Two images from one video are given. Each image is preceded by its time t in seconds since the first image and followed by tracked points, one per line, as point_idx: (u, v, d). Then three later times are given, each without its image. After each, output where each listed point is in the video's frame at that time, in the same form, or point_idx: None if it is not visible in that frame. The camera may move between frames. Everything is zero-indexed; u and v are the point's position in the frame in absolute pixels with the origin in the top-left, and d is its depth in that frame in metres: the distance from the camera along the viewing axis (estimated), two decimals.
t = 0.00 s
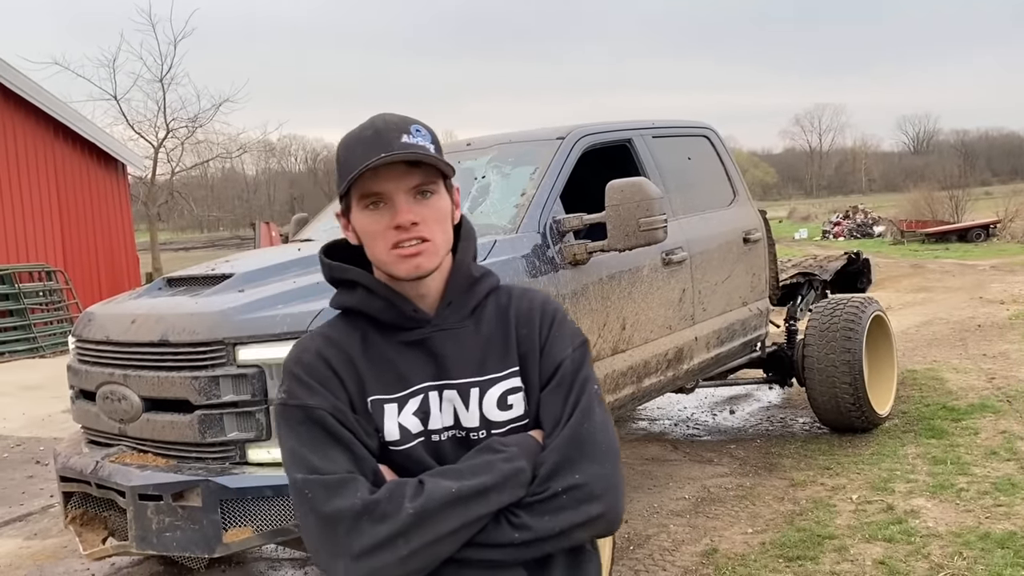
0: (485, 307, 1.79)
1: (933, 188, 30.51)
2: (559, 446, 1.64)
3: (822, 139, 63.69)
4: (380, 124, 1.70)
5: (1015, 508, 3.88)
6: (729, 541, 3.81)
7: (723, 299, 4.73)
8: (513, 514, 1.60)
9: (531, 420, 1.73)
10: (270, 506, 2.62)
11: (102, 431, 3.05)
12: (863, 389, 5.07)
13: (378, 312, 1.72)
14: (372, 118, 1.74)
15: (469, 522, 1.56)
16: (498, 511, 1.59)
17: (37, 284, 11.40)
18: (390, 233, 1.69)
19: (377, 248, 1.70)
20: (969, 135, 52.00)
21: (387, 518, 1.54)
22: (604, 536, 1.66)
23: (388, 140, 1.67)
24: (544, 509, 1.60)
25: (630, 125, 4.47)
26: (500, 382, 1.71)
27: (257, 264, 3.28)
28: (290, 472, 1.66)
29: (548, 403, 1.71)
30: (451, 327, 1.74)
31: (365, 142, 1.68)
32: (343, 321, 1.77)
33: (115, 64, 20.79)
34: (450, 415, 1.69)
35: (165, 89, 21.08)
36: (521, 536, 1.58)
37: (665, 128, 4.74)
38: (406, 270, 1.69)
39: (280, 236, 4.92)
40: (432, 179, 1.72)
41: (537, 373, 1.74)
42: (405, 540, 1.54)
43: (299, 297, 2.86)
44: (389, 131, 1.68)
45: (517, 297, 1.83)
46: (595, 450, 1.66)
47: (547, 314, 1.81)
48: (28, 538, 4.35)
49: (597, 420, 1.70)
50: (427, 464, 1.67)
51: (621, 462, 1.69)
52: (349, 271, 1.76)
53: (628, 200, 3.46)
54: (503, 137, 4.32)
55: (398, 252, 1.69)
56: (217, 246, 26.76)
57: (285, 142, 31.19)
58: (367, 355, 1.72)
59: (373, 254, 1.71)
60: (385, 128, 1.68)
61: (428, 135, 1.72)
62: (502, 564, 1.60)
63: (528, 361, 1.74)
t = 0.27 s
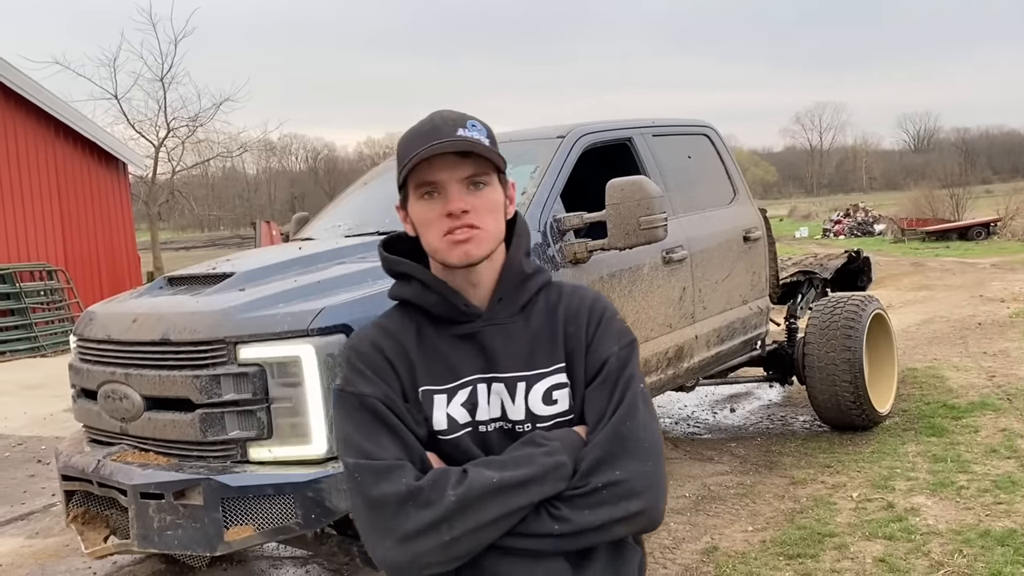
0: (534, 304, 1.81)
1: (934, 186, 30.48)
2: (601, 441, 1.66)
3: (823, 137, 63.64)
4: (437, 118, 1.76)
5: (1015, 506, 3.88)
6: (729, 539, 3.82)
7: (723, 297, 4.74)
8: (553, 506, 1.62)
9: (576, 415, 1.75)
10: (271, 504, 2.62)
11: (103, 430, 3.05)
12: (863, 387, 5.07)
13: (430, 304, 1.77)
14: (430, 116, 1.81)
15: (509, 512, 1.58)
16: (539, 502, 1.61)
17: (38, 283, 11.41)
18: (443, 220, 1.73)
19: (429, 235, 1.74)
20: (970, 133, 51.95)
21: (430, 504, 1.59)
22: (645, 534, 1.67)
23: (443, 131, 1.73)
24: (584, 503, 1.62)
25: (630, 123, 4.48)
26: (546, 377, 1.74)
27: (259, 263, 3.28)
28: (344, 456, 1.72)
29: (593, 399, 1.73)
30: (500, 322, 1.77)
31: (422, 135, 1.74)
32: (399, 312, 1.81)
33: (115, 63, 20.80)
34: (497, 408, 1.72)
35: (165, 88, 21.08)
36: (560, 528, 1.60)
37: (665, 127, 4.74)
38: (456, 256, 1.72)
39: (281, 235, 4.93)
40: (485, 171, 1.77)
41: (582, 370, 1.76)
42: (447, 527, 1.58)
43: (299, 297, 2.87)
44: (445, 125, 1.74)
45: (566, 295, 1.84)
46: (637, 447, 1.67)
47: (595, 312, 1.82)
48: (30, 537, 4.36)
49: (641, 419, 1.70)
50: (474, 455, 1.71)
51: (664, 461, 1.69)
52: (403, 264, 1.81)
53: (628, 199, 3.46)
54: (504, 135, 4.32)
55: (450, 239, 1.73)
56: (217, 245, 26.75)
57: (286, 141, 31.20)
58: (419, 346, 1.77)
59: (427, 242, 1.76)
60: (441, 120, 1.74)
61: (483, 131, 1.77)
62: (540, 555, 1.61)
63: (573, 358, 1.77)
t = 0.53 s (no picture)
0: (572, 301, 1.81)
1: (932, 185, 30.49)
2: (637, 439, 1.65)
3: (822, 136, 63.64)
4: (478, 116, 1.76)
5: (1014, 504, 3.88)
6: (728, 538, 3.82)
7: (722, 296, 4.74)
8: (589, 501, 1.61)
9: (611, 412, 1.74)
10: (270, 503, 2.62)
11: (102, 429, 3.05)
12: (862, 386, 5.07)
13: (470, 298, 1.76)
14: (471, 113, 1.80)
15: (546, 505, 1.58)
16: (575, 496, 1.61)
17: (37, 283, 11.41)
18: (484, 218, 1.74)
19: (470, 233, 1.75)
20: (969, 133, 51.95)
21: (472, 495, 1.58)
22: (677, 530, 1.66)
23: (484, 130, 1.73)
24: (620, 498, 1.61)
25: (628, 122, 4.50)
26: (582, 373, 1.73)
27: (258, 262, 3.28)
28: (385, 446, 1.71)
29: (629, 397, 1.72)
30: (539, 318, 1.77)
31: (464, 132, 1.73)
32: (438, 305, 1.81)
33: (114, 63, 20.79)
34: (534, 402, 1.72)
35: (164, 87, 21.08)
36: (595, 522, 1.59)
37: (664, 126, 4.75)
38: (497, 256, 1.73)
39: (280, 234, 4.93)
40: (525, 169, 1.77)
41: (618, 368, 1.75)
42: (487, 517, 1.57)
43: (296, 296, 2.86)
44: (486, 123, 1.73)
45: (603, 294, 1.84)
46: (672, 446, 1.66)
47: (632, 311, 1.81)
48: (29, 536, 4.36)
49: (676, 418, 1.70)
50: (512, 448, 1.70)
51: (697, 460, 1.69)
52: (444, 258, 1.81)
53: (628, 197, 3.46)
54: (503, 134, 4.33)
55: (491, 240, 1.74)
56: (216, 244, 26.74)
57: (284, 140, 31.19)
58: (458, 338, 1.77)
59: (467, 240, 1.76)
60: (482, 119, 1.73)
61: (523, 129, 1.77)
62: (574, 547, 1.61)
63: (609, 356, 1.76)
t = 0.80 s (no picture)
0: (589, 299, 1.79)
1: (931, 185, 30.50)
2: (658, 437, 1.65)
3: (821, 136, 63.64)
4: (495, 115, 1.72)
5: (1012, 504, 3.89)
6: (727, 537, 3.82)
7: (721, 295, 4.74)
8: (612, 498, 1.61)
9: (630, 409, 1.73)
10: (268, 502, 2.62)
11: (101, 428, 3.05)
12: (861, 385, 5.07)
13: (489, 296, 1.74)
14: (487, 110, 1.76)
15: (573, 504, 1.57)
16: (599, 494, 1.60)
17: (36, 282, 11.41)
18: (500, 219, 1.71)
19: (487, 233, 1.72)
20: (968, 132, 51.96)
21: (500, 495, 1.56)
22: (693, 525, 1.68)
23: (501, 129, 1.69)
24: (642, 495, 1.61)
25: (627, 122, 4.50)
26: (601, 371, 1.72)
27: (257, 261, 3.28)
28: (408, 445, 1.69)
29: (647, 395, 1.71)
30: (558, 316, 1.74)
31: (480, 132, 1.70)
32: (455, 302, 1.78)
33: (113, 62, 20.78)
34: (554, 400, 1.70)
35: (163, 86, 21.07)
36: (618, 519, 1.60)
37: (663, 125, 4.75)
38: (514, 256, 1.71)
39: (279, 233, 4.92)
40: (542, 169, 1.74)
41: (637, 366, 1.74)
42: (515, 516, 1.56)
43: (295, 295, 2.86)
44: (502, 122, 1.70)
45: (619, 291, 1.82)
46: (691, 444, 1.67)
47: (648, 309, 1.80)
48: (28, 535, 4.36)
49: (693, 416, 1.70)
50: (533, 446, 1.69)
51: (713, 456, 1.70)
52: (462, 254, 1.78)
53: (627, 196, 3.46)
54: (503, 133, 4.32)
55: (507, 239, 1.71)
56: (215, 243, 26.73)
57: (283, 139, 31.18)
58: (478, 335, 1.74)
59: (484, 240, 1.74)
60: (499, 118, 1.70)
61: (541, 128, 1.73)
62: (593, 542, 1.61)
63: (628, 354, 1.74)
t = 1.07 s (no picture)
0: (561, 298, 1.75)
1: (931, 184, 30.51)
2: (639, 431, 1.67)
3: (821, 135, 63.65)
4: (475, 113, 1.64)
5: (1012, 502, 3.89)
6: (726, 536, 3.82)
7: (721, 294, 4.74)
8: (596, 492, 1.61)
9: (605, 406, 1.72)
10: (268, 500, 2.62)
11: (101, 426, 3.05)
12: (861, 385, 5.07)
13: (467, 292, 1.66)
14: (466, 106, 1.68)
15: (565, 496, 1.56)
16: (585, 489, 1.60)
17: (36, 280, 11.42)
18: (478, 220, 1.65)
19: (464, 234, 1.66)
20: (968, 132, 51.98)
21: (494, 488, 1.52)
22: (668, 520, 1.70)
23: (483, 129, 1.61)
24: (626, 488, 1.62)
25: (628, 120, 4.49)
26: (579, 366, 1.69)
27: (257, 259, 3.28)
28: (386, 442, 1.60)
29: (623, 390, 1.72)
30: (535, 312, 1.69)
31: (461, 131, 1.62)
32: (428, 297, 1.71)
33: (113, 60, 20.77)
34: (532, 397, 1.66)
35: (163, 84, 21.06)
36: (605, 513, 1.60)
37: (663, 124, 4.75)
38: (491, 258, 1.65)
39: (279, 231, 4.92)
40: (523, 169, 1.67)
41: (612, 363, 1.73)
42: (507, 511, 1.52)
43: (295, 293, 2.86)
44: (484, 121, 1.62)
45: (586, 289, 1.80)
46: (667, 437, 1.69)
47: (619, 307, 1.80)
48: (28, 532, 4.36)
49: (666, 411, 1.73)
50: (513, 444, 1.65)
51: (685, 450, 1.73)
52: (437, 250, 1.69)
53: (627, 195, 3.46)
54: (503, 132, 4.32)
55: (485, 241, 1.65)
56: (215, 241, 26.73)
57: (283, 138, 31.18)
58: (454, 331, 1.67)
59: (460, 240, 1.67)
60: (480, 117, 1.62)
61: (521, 127, 1.66)
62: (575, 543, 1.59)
63: (603, 350, 1.73)
